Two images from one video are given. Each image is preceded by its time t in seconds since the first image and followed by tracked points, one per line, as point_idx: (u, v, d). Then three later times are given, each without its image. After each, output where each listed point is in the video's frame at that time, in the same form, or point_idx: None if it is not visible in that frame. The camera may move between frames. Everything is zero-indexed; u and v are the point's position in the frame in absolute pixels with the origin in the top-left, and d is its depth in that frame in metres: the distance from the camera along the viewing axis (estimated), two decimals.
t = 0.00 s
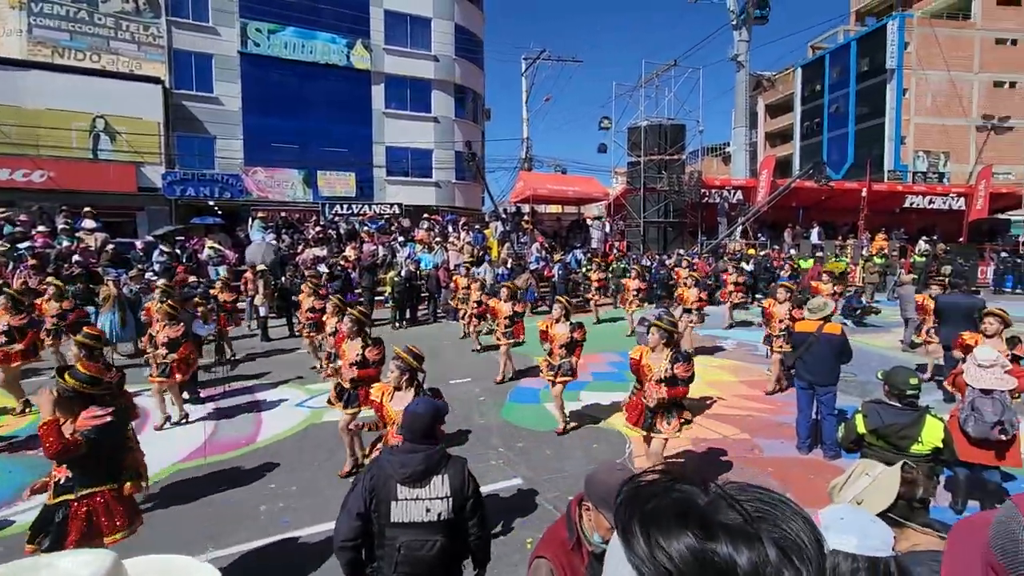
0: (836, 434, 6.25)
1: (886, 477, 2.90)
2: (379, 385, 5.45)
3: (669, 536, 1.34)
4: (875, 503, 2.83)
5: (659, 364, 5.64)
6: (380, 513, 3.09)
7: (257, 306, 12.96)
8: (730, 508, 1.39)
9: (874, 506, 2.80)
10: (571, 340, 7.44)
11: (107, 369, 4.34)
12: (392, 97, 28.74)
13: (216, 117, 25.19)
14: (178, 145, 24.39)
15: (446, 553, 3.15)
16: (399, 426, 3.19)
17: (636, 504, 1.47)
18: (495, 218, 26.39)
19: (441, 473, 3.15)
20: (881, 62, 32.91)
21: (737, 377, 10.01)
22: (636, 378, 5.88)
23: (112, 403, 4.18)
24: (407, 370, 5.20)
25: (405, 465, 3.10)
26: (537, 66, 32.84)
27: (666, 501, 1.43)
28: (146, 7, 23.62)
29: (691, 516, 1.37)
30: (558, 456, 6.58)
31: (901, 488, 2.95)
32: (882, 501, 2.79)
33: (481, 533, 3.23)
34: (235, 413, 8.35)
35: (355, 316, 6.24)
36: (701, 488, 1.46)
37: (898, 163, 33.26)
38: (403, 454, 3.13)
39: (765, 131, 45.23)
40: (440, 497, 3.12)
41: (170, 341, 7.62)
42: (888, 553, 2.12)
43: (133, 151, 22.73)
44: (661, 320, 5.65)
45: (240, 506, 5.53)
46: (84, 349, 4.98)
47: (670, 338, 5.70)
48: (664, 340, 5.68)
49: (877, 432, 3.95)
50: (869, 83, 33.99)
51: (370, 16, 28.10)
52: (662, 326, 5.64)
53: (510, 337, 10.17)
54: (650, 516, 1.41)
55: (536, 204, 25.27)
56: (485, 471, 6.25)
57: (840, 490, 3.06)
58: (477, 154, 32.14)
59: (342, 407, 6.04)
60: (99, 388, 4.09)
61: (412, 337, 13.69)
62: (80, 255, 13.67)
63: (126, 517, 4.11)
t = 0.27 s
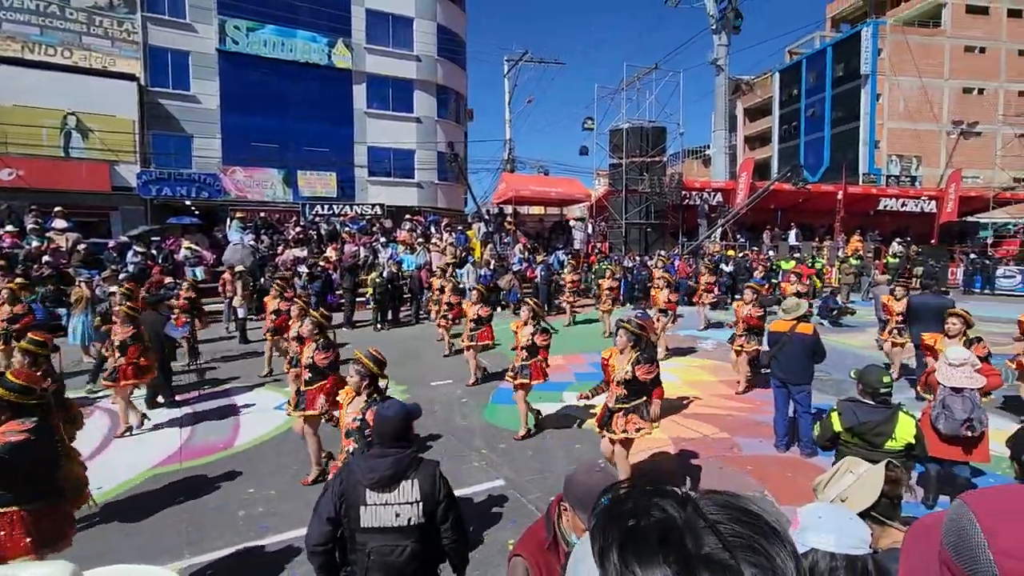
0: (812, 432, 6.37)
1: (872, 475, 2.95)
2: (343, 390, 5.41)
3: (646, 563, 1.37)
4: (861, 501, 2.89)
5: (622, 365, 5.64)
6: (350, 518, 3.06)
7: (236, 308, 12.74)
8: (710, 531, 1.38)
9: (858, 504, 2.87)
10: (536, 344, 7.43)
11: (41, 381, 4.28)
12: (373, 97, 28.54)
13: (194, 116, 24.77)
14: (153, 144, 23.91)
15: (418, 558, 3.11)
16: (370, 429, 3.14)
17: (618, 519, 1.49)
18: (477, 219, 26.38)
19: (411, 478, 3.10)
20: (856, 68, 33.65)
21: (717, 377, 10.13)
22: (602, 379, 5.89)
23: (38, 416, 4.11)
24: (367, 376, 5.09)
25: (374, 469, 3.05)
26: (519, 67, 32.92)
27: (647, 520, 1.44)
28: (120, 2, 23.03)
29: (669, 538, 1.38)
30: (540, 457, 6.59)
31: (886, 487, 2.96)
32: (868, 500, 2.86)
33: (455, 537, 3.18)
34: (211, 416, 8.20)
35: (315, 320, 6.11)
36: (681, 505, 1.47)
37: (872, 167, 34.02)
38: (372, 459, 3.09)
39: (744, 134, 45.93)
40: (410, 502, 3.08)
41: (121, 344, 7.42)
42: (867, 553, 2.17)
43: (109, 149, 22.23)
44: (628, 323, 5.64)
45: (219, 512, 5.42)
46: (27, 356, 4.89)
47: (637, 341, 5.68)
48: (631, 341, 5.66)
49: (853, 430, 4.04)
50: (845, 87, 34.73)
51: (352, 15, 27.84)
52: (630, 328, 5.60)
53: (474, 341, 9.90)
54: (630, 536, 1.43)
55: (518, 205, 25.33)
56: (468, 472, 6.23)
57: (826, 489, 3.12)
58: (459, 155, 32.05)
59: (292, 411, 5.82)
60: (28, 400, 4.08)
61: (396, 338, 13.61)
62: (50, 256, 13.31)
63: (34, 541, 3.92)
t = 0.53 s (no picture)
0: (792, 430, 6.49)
1: (863, 473, 3.00)
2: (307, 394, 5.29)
3: (628, 564, 1.37)
4: (851, 498, 2.93)
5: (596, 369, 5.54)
6: (326, 521, 3.03)
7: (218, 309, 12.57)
8: (694, 536, 1.39)
9: (850, 502, 2.91)
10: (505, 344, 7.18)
11: None
12: (358, 97, 28.33)
13: (176, 114, 24.40)
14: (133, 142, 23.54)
15: (396, 561, 3.07)
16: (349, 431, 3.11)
17: (604, 519, 1.51)
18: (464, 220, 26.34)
19: (387, 481, 3.05)
20: (836, 72, 34.23)
21: (702, 377, 10.23)
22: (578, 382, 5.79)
23: None
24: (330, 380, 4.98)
25: (349, 473, 3.01)
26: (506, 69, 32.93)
27: (632, 523, 1.45)
28: None
29: (651, 540, 1.39)
30: (527, 458, 6.61)
31: (878, 485, 3.02)
32: (860, 496, 2.90)
33: (434, 542, 3.11)
34: (191, 419, 8.09)
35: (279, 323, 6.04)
36: (666, 509, 1.48)
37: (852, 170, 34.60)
38: (349, 461, 3.06)
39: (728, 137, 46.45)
40: (387, 505, 3.03)
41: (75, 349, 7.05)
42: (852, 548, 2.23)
43: (88, 148, 21.86)
44: (605, 324, 5.49)
45: (201, 516, 5.34)
46: None
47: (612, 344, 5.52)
48: (605, 344, 5.50)
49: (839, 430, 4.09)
50: (826, 91, 35.30)
51: (336, 14, 27.60)
52: (604, 332, 5.39)
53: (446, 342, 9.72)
54: (614, 535, 1.45)
55: (504, 206, 25.35)
56: (455, 474, 6.22)
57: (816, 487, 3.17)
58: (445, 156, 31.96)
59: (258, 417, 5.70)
60: None
61: (384, 340, 13.52)
62: (25, 257, 13.03)
63: None
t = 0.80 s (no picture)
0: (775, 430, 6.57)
1: (857, 470, 3.05)
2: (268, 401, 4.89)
3: (616, 557, 1.38)
4: (846, 496, 2.97)
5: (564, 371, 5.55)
6: (309, 524, 3.02)
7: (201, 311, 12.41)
8: (680, 528, 1.40)
9: (843, 500, 2.96)
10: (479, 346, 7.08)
11: None
12: (346, 97, 28.15)
13: (160, 113, 24.09)
14: (116, 141, 23.20)
15: (378, 566, 3.03)
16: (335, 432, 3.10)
17: (589, 510, 1.52)
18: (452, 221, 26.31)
19: (370, 484, 3.02)
20: (821, 76, 34.68)
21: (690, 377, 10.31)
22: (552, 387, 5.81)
23: None
24: (290, 389, 4.67)
25: (331, 475, 3.00)
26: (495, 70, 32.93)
27: (619, 514, 1.46)
28: None
29: (638, 534, 1.40)
30: (515, 459, 6.62)
31: (871, 483, 3.06)
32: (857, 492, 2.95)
33: (418, 547, 3.07)
34: (176, 422, 7.98)
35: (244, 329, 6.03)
36: (652, 501, 1.49)
37: (836, 172, 35.09)
38: (332, 464, 3.04)
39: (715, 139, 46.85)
40: (369, 508, 3.00)
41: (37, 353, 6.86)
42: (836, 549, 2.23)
43: (69, 146, 21.52)
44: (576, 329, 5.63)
45: (184, 520, 5.26)
46: None
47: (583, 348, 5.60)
48: (577, 348, 5.57)
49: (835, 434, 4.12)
50: (811, 95, 35.77)
51: (324, 13, 27.39)
52: (577, 335, 5.55)
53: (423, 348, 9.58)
54: (601, 529, 1.45)
55: (493, 207, 25.36)
56: (442, 475, 6.21)
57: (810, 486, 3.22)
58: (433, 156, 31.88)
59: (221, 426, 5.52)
60: None
61: (373, 342, 13.44)
62: (3, 258, 12.80)
63: None
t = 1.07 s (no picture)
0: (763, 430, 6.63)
1: (846, 470, 3.09)
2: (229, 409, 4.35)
3: (623, 552, 1.34)
4: (835, 496, 3.03)
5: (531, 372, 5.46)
6: (296, 529, 3.00)
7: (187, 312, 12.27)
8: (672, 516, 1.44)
9: (830, 500, 3.02)
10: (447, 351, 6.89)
11: None
12: (336, 98, 28.01)
13: (146, 112, 23.82)
14: (101, 140, 22.91)
15: (367, 570, 3.00)
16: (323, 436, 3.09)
17: (577, 509, 1.50)
18: (442, 222, 26.28)
19: (357, 487, 3.00)
20: (807, 81, 35.11)
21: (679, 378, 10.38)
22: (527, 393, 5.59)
23: None
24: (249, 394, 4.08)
25: (318, 479, 2.99)
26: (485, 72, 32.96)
27: (608, 510, 1.46)
28: None
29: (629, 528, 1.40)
30: (506, 461, 6.62)
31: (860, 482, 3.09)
32: (848, 490, 3.00)
33: (406, 550, 3.04)
34: (162, 426, 7.87)
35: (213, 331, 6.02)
36: (638, 499, 1.51)
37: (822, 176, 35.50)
38: (318, 468, 3.03)
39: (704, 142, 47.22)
40: (356, 512, 2.98)
41: None
42: (809, 564, 2.21)
43: (53, 145, 21.22)
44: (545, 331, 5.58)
45: (170, 524, 5.19)
46: None
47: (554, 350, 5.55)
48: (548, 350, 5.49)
49: (837, 439, 4.06)
50: (798, 99, 36.21)
51: (313, 13, 27.23)
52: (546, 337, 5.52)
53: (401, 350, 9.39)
54: (590, 525, 1.44)
55: (483, 208, 25.36)
56: (432, 477, 6.18)
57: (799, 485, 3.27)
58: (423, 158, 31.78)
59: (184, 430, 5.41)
60: None
61: (366, 343, 13.38)
62: None
63: None
